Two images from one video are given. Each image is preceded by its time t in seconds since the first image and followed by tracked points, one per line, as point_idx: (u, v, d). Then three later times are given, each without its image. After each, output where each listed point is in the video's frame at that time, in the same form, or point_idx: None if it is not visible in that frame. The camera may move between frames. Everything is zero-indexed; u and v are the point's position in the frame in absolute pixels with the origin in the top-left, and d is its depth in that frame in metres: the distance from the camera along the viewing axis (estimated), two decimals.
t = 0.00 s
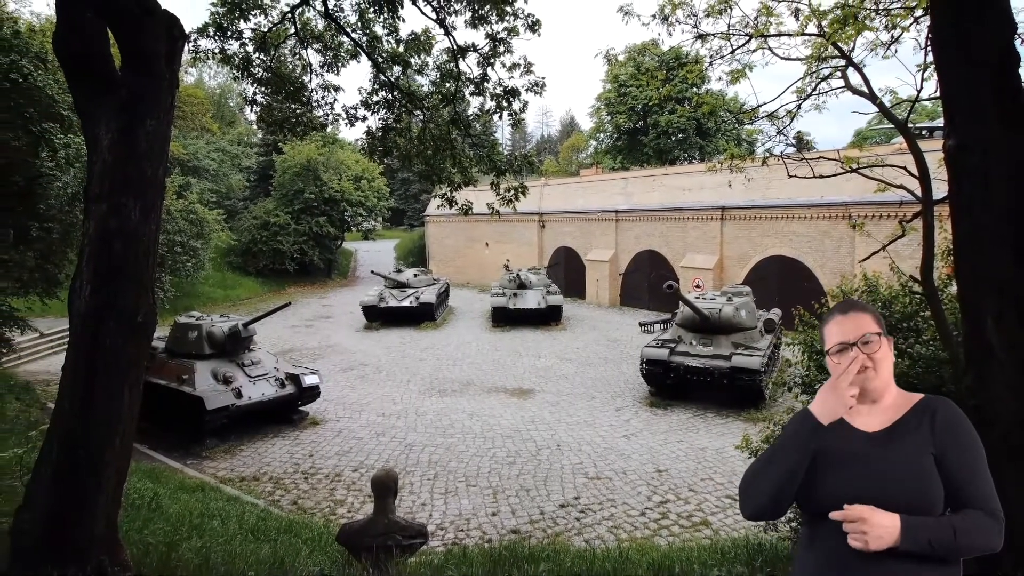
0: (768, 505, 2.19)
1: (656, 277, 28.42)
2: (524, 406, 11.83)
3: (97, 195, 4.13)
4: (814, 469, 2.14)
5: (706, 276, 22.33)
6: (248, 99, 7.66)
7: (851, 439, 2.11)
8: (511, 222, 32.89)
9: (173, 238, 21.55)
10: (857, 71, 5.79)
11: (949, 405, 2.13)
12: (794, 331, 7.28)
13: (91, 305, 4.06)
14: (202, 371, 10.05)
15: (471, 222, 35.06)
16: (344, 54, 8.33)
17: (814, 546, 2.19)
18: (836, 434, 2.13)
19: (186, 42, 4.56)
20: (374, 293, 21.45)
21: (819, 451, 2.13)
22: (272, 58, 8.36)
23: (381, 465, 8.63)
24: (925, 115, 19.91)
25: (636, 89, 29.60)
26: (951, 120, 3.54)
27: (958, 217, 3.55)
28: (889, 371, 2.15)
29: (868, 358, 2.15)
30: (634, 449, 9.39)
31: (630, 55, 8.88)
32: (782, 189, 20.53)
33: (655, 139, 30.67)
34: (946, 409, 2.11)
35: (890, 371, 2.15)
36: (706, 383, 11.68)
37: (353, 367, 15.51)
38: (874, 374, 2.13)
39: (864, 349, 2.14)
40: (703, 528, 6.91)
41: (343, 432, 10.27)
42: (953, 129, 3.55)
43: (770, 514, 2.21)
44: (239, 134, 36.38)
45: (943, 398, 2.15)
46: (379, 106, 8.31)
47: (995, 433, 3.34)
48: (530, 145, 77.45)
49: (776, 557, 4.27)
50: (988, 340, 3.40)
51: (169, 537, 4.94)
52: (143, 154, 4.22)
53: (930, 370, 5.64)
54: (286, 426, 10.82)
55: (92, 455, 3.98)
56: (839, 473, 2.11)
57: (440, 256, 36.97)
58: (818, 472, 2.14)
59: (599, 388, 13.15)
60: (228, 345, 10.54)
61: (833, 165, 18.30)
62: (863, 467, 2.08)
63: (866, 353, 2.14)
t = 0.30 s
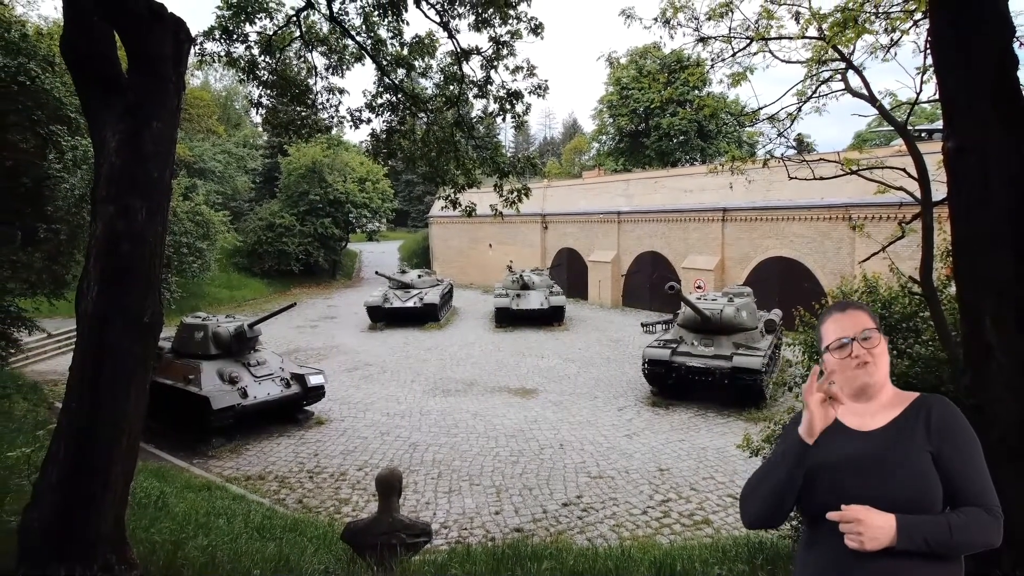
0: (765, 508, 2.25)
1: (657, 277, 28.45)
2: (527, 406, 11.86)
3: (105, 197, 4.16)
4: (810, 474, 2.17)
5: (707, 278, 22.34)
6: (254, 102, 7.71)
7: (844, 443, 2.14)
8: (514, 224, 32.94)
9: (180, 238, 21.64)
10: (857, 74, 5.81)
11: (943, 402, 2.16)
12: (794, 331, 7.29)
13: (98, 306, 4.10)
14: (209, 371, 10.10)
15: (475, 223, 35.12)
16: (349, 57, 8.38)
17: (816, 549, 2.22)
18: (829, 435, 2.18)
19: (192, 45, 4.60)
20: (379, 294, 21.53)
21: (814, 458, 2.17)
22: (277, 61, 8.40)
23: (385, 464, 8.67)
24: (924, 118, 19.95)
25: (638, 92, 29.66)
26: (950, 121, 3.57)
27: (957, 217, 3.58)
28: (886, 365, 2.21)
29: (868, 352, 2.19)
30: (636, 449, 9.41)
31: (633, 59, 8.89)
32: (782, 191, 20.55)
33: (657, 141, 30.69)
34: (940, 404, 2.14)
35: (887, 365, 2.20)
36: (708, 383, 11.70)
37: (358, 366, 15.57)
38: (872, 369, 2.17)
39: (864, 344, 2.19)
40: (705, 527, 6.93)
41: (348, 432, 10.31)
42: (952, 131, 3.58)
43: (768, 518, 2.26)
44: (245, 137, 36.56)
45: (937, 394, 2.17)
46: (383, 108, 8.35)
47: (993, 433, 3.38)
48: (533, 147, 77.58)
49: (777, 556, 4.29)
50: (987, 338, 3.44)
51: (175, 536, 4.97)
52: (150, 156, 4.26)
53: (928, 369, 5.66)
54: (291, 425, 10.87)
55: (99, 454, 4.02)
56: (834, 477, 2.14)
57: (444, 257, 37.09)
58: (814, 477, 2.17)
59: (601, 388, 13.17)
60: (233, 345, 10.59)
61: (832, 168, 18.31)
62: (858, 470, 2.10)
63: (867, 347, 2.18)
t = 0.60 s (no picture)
0: (761, 510, 2.29)
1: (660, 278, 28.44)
2: (530, 405, 11.89)
3: (112, 198, 4.20)
4: (806, 476, 2.20)
5: (709, 278, 22.36)
6: (259, 104, 7.75)
7: (841, 442, 2.16)
8: (517, 225, 32.96)
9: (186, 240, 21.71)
10: (857, 77, 5.83)
11: (941, 401, 2.18)
12: (795, 331, 7.31)
13: (105, 307, 4.14)
14: (215, 371, 10.15)
15: (478, 224, 35.17)
16: (354, 59, 8.42)
17: (819, 550, 2.23)
18: (826, 437, 2.20)
19: (199, 49, 4.64)
20: (383, 294, 21.57)
21: (810, 461, 2.19)
22: (283, 64, 8.45)
23: (390, 464, 8.71)
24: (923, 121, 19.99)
25: (640, 94, 29.69)
26: (951, 124, 3.61)
27: (957, 218, 3.63)
28: (887, 371, 2.20)
29: (870, 356, 2.19)
30: (638, 448, 9.43)
31: (634, 61, 8.91)
32: (783, 193, 20.56)
33: (659, 143, 30.69)
34: (937, 404, 2.15)
35: (888, 371, 2.20)
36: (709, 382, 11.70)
37: (363, 366, 15.62)
38: (872, 373, 2.18)
39: (870, 348, 2.19)
40: (706, 525, 6.94)
41: (353, 431, 10.35)
42: (951, 133, 3.63)
43: (765, 520, 2.30)
44: (251, 139, 36.70)
45: (935, 393, 2.19)
46: (387, 111, 8.39)
47: (992, 432, 3.41)
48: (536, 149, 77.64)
49: (778, 554, 4.31)
50: (986, 338, 3.47)
51: (182, 534, 5.01)
52: (157, 159, 4.30)
53: (928, 369, 5.68)
54: (296, 425, 10.92)
55: (106, 453, 4.06)
56: (832, 480, 2.15)
57: (448, 258, 37.20)
58: (812, 479, 2.19)
59: (603, 388, 13.20)
60: (239, 345, 10.65)
61: (832, 170, 18.31)
62: (857, 470, 2.12)
63: (871, 352, 2.19)
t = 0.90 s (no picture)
0: (761, 512, 2.34)
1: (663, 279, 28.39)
2: (533, 405, 11.92)
3: (119, 200, 4.24)
4: (806, 479, 2.23)
5: (710, 279, 22.39)
6: (265, 106, 7.80)
7: (842, 444, 2.19)
8: (521, 227, 33.00)
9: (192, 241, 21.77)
10: (857, 79, 5.84)
11: (943, 405, 2.18)
12: (796, 332, 7.33)
13: (114, 309, 4.18)
14: (221, 371, 10.20)
15: (482, 226, 35.24)
16: (358, 63, 8.47)
17: (819, 553, 2.25)
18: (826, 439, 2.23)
19: (205, 51, 4.69)
20: (388, 295, 21.63)
21: (810, 465, 2.22)
22: (288, 66, 8.50)
23: (394, 463, 8.75)
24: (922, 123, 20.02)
25: (642, 97, 29.72)
26: (949, 126, 3.64)
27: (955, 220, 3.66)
28: (896, 371, 2.21)
29: (879, 351, 2.21)
30: (641, 447, 9.45)
31: (637, 64, 8.95)
32: (783, 195, 20.58)
33: (661, 146, 30.71)
34: (938, 405, 2.16)
35: (896, 371, 2.20)
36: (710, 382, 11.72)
37: (368, 366, 15.67)
38: (877, 369, 2.20)
39: (880, 342, 2.21)
40: (707, 524, 6.96)
41: (357, 431, 10.39)
42: (950, 136, 3.65)
43: (765, 523, 2.34)
44: (256, 141, 36.86)
45: (938, 397, 2.19)
46: (392, 113, 8.43)
47: (990, 432, 3.44)
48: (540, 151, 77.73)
49: (779, 552, 4.34)
50: (984, 339, 3.51)
51: (188, 533, 5.06)
52: (164, 161, 4.34)
53: (928, 370, 5.70)
54: (302, 424, 10.96)
55: (112, 453, 4.09)
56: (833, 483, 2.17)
57: (452, 260, 37.32)
58: (810, 483, 2.22)
59: (605, 388, 13.22)
60: (245, 345, 10.70)
61: (831, 172, 18.32)
62: (855, 472, 2.14)
63: (880, 347, 2.21)
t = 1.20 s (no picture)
0: (759, 502, 2.30)
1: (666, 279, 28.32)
2: (536, 405, 11.95)
3: (127, 202, 4.28)
4: (807, 469, 2.20)
5: (711, 280, 22.42)
6: (271, 109, 7.85)
7: (845, 434, 2.17)
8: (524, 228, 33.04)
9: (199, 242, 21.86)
10: (857, 83, 5.85)
11: (950, 408, 2.15)
12: (797, 332, 7.35)
13: (121, 308, 4.22)
14: (227, 371, 10.25)
15: (485, 227, 35.31)
16: (363, 66, 8.51)
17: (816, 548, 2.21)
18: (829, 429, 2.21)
19: (210, 55, 4.73)
20: (393, 296, 21.68)
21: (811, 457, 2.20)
22: (294, 69, 8.56)
23: (398, 462, 8.79)
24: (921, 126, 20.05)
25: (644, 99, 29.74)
26: (948, 129, 3.66)
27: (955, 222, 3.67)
28: (903, 370, 2.19)
29: (882, 351, 2.21)
30: (643, 446, 9.47)
31: (638, 66, 8.97)
32: (784, 197, 20.58)
33: (663, 148, 30.70)
34: (945, 408, 2.14)
35: (903, 370, 2.19)
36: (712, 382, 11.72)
37: (372, 366, 15.73)
38: (882, 368, 2.19)
39: (883, 342, 2.21)
40: (709, 522, 6.98)
41: (362, 430, 10.43)
42: (948, 138, 3.67)
43: (764, 511, 2.31)
44: (262, 143, 37.01)
45: (946, 401, 2.17)
46: (396, 116, 8.47)
47: (989, 431, 3.47)
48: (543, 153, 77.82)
49: (781, 550, 4.37)
50: (983, 339, 3.53)
51: (194, 531, 5.10)
52: (170, 162, 4.38)
53: (927, 369, 5.72)
54: (307, 424, 11.02)
55: (119, 452, 4.13)
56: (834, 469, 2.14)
57: (456, 261, 37.43)
58: (810, 471, 2.20)
59: (608, 388, 13.23)
60: (251, 346, 10.75)
61: (831, 174, 18.32)
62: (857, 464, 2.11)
63: (884, 345, 2.20)
